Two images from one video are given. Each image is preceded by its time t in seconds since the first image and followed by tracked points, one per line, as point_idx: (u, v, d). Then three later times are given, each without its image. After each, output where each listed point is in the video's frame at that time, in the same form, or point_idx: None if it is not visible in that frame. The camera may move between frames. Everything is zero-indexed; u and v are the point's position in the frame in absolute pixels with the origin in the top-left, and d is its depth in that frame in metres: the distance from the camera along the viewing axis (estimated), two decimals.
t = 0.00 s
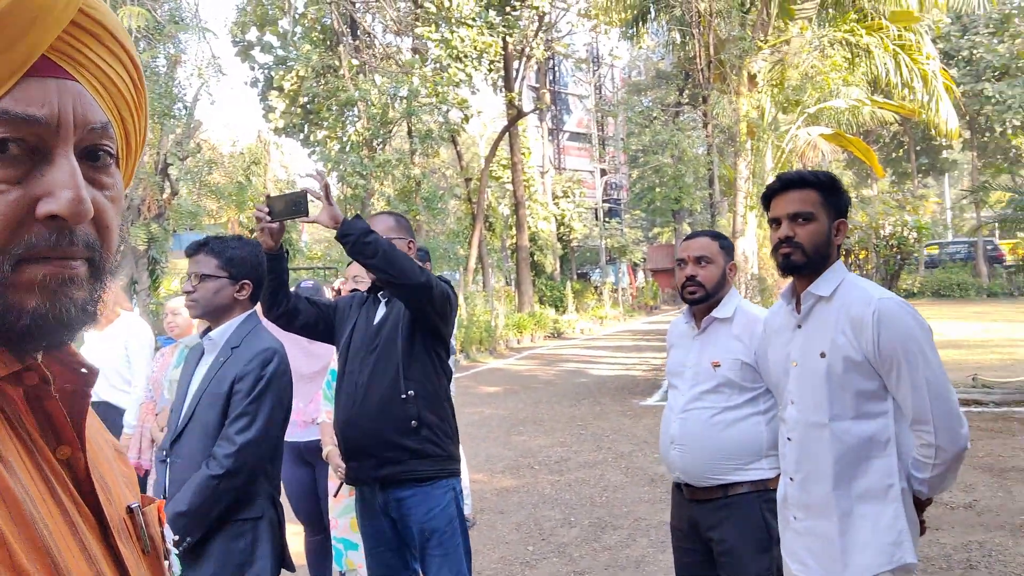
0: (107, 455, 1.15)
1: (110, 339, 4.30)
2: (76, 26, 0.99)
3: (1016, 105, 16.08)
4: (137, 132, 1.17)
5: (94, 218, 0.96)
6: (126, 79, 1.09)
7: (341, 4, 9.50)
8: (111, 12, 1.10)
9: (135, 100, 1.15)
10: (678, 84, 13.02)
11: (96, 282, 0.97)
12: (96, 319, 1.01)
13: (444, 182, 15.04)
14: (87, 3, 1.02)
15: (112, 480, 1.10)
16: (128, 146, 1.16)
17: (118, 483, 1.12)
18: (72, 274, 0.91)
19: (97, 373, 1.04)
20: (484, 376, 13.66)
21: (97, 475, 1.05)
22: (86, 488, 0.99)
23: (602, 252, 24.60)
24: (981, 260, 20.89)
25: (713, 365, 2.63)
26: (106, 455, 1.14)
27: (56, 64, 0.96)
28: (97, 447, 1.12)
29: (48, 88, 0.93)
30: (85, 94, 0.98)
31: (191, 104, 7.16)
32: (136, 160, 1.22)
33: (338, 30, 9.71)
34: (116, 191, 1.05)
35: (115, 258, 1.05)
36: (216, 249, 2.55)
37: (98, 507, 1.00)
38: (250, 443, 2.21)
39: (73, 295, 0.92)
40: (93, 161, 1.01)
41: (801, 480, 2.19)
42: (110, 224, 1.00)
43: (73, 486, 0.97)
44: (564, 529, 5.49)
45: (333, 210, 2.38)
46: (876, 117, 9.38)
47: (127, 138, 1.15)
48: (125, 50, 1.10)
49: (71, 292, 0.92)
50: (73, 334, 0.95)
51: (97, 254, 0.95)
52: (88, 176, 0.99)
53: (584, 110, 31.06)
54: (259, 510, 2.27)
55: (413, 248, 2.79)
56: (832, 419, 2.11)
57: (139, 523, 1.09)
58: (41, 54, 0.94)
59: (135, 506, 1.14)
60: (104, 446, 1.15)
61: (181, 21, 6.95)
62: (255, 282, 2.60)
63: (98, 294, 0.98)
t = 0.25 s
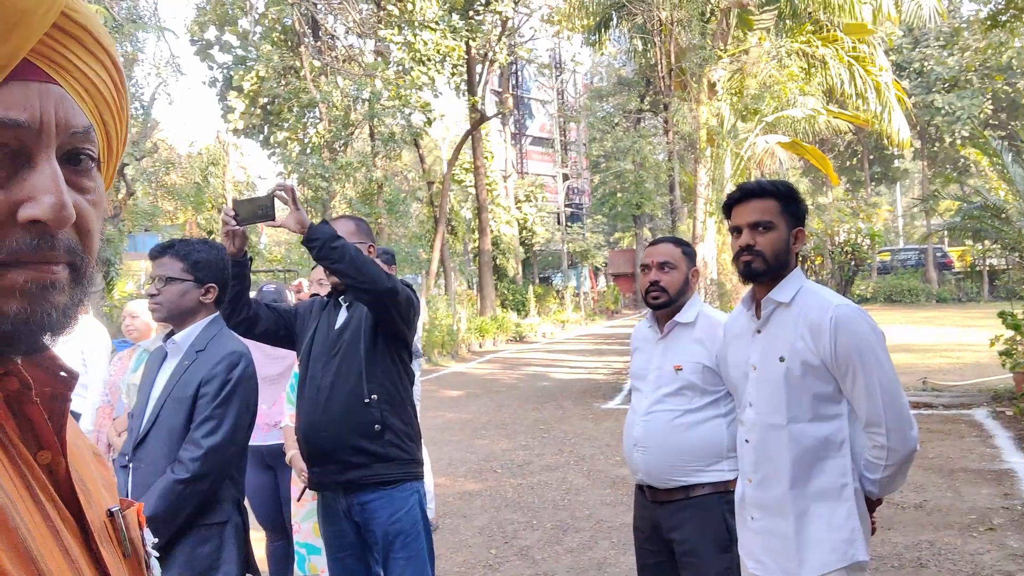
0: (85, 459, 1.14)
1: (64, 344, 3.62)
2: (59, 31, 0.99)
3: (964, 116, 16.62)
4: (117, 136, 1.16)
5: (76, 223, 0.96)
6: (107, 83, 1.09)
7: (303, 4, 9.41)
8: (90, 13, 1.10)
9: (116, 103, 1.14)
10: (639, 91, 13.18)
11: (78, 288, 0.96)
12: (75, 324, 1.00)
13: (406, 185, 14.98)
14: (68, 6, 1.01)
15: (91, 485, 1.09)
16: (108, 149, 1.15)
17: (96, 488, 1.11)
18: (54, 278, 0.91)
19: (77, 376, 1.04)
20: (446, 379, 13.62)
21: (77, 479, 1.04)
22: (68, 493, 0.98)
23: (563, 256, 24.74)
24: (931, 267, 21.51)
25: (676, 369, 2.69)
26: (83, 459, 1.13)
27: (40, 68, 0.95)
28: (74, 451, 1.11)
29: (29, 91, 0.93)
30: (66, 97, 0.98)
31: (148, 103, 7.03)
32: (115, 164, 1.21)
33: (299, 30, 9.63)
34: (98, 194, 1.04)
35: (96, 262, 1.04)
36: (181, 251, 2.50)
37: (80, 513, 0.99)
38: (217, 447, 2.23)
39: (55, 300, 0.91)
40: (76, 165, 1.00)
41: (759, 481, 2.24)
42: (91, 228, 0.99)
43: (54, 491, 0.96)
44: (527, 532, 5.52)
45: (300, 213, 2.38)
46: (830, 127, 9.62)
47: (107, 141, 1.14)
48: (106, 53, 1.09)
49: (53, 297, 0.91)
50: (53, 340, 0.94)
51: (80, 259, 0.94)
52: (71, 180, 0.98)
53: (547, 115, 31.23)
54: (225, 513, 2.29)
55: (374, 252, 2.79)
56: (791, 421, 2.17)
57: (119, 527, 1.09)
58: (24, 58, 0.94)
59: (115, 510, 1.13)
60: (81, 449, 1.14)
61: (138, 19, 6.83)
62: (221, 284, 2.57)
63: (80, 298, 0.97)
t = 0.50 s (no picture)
0: (60, 459, 1.13)
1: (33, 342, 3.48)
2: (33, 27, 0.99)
3: (920, 125, 17.06)
4: (93, 134, 1.16)
5: (53, 220, 0.95)
6: (83, 80, 1.09)
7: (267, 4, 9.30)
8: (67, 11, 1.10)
9: (92, 101, 1.14)
10: (605, 96, 13.28)
11: (55, 286, 0.95)
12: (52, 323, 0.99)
13: (372, 188, 14.88)
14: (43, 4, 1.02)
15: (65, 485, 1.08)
16: (86, 147, 1.15)
17: (71, 488, 1.10)
18: (30, 276, 0.90)
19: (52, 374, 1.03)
20: (411, 383, 13.55)
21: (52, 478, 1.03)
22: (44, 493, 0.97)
23: (529, 259, 24.80)
24: (888, 272, 22.01)
25: (642, 371, 2.72)
26: (58, 459, 1.12)
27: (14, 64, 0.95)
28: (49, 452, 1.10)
29: (6, 88, 0.92)
30: (42, 94, 0.97)
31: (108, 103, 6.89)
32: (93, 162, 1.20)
33: (263, 30, 9.52)
34: (75, 192, 1.03)
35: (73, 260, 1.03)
36: (148, 251, 2.45)
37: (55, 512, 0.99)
38: (182, 450, 2.23)
39: (31, 298, 0.91)
40: (54, 162, 0.99)
41: (722, 480, 2.28)
42: (68, 225, 0.98)
43: (29, 492, 0.95)
44: (493, 535, 5.53)
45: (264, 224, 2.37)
46: (791, 134, 9.79)
47: (84, 138, 1.14)
48: (82, 51, 1.09)
49: (29, 295, 0.90)
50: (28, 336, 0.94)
51: (57, 256, 0.94)
52: (50, 177, 0.98)
53: (513, 118, 31.28)
54: (190, 517, 2.29)
55: (336, 254, 2.75)
56: (754, 422, 2.22)
57: (97, 526, 1.09)
58: None
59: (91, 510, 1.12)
60: (57, 450, 1.13)
61: (98, 18, 6.70)
62: (189, 286, 2.53)
63: (58, 297, 0.96)
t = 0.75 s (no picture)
0: (28, 455, 1.11)
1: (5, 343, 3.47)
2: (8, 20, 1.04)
3: (869, 135, 17.60)
4: (65, 129, 1.20)
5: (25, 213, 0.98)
6: (56, 74, 1.13)
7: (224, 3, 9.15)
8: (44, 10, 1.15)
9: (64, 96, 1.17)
10: (563, 102, 13.39)
11: (27, 278, 0.98)
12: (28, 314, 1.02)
13: (329, 191, 14.72)
14: None
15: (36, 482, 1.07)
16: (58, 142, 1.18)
17: (41, 484, 1.09)
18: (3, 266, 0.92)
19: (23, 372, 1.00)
20: (369, 388, 13.42)
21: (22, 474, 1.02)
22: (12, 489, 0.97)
23: (488, 264, 24.80)
24: (838, 278, 22.58)
25: (603, 373, 2.75)
26: (27, 456, 1.10)
27: None
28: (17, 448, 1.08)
29: None
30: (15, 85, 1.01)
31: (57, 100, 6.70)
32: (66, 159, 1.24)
33: (218, 30, 9.37)
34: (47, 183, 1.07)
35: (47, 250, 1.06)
36: (107, 251, 2.40)
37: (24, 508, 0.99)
38: (139, 453, 2.20)
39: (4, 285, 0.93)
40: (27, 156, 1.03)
41: (678, 479, 2.33)
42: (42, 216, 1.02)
43: None
44: (452, 539, 5.51)
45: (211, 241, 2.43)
46: (745, 142, 10.00)
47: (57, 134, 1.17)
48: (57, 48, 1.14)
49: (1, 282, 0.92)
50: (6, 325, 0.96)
51: (30, 248, 0.96)
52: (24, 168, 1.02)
53: (472, 123, 31.29)
54: (147, 522, 2.28)
55: (304, 255, 2.69)
56: (711, 422, 2.27)
57: (66, 523, 1.08)
58: None
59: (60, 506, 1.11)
60: (26, 447, 1.12)
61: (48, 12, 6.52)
62: (148, 287, 2.48)
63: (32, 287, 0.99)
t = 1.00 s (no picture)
0: (15, 454, 1.10)
1: None
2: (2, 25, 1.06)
3: (836, 142, 17.95)
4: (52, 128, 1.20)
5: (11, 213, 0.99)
6: (46, 75, 1.15)
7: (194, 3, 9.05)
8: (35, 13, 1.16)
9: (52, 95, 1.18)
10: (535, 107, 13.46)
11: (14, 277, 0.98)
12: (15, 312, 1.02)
13: (300, 193, 14.62)
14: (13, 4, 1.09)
15: (23, 482, 1.06)
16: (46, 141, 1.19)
17: (29, 484, 1.08)
18: None
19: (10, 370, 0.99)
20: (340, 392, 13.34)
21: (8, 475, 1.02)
22: None
23: (461, 268, 24.79)
24: (806, 282, 22.94)
25: (579, 375, 2.78)
26: (15, 456, 1.09)
27: None
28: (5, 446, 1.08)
29: None
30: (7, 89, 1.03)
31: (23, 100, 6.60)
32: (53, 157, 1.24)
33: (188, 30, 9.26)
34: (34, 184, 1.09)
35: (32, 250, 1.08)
36: (84, 251, 2.37)
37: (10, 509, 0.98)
38: (112, 455, 2.19)
39: None
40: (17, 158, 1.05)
41: (654, 480, 2.35)
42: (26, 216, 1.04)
43: None
44: (426, 542, 5.50)
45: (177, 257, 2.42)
46: (715, 148, 10.14)
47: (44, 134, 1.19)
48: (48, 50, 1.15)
49: None
50: None
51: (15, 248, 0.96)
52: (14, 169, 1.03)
53: (445, 127, 31.28)
54: (121, 524, 2.26)
55: (300, 255, 2.60)
56: (685, 423, 2.30)
57: (53, 524, 1.07)
58: None
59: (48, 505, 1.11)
60: (13, 446, 1.11)
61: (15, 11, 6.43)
62: (123, 288, 2.45)
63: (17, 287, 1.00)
